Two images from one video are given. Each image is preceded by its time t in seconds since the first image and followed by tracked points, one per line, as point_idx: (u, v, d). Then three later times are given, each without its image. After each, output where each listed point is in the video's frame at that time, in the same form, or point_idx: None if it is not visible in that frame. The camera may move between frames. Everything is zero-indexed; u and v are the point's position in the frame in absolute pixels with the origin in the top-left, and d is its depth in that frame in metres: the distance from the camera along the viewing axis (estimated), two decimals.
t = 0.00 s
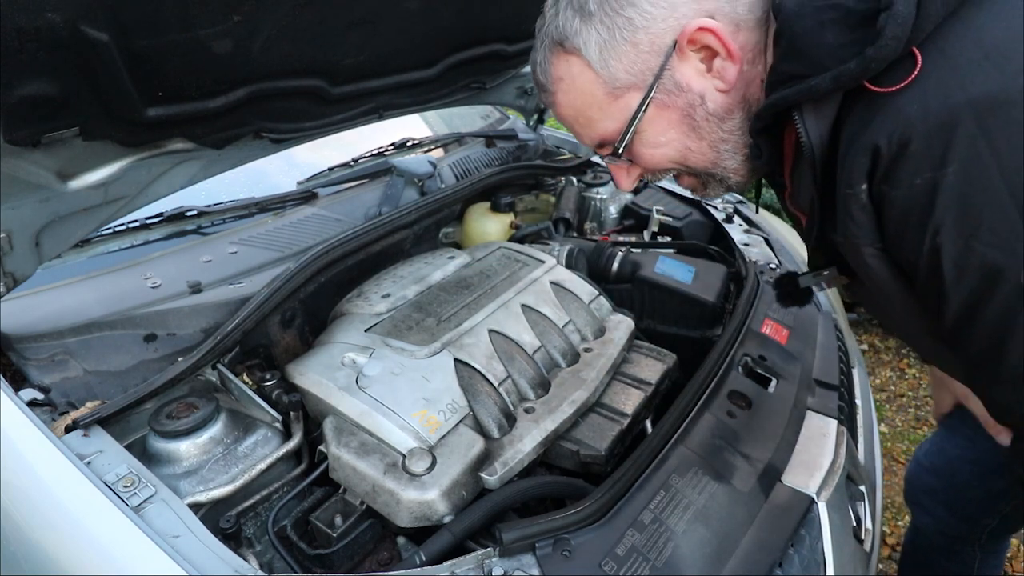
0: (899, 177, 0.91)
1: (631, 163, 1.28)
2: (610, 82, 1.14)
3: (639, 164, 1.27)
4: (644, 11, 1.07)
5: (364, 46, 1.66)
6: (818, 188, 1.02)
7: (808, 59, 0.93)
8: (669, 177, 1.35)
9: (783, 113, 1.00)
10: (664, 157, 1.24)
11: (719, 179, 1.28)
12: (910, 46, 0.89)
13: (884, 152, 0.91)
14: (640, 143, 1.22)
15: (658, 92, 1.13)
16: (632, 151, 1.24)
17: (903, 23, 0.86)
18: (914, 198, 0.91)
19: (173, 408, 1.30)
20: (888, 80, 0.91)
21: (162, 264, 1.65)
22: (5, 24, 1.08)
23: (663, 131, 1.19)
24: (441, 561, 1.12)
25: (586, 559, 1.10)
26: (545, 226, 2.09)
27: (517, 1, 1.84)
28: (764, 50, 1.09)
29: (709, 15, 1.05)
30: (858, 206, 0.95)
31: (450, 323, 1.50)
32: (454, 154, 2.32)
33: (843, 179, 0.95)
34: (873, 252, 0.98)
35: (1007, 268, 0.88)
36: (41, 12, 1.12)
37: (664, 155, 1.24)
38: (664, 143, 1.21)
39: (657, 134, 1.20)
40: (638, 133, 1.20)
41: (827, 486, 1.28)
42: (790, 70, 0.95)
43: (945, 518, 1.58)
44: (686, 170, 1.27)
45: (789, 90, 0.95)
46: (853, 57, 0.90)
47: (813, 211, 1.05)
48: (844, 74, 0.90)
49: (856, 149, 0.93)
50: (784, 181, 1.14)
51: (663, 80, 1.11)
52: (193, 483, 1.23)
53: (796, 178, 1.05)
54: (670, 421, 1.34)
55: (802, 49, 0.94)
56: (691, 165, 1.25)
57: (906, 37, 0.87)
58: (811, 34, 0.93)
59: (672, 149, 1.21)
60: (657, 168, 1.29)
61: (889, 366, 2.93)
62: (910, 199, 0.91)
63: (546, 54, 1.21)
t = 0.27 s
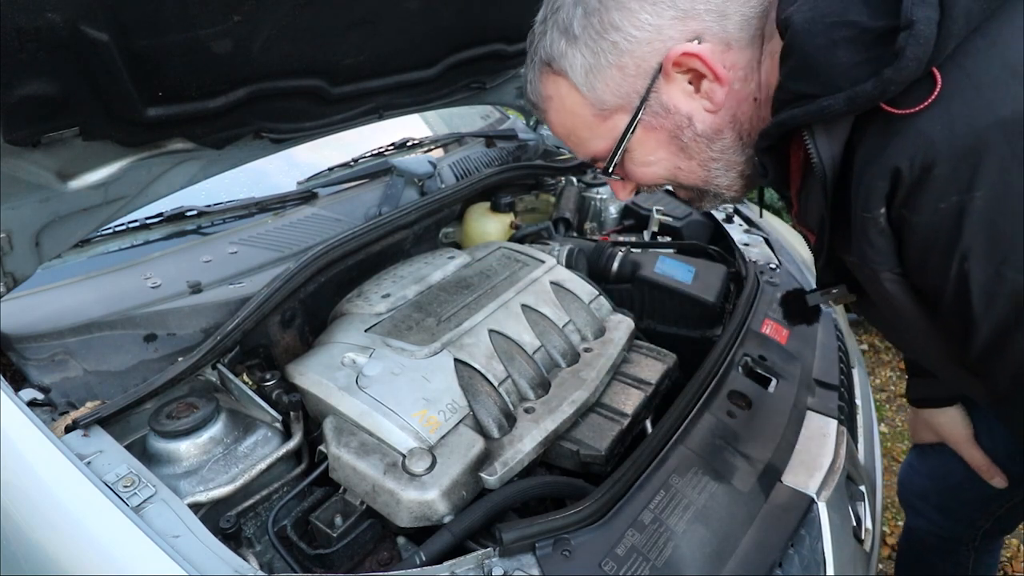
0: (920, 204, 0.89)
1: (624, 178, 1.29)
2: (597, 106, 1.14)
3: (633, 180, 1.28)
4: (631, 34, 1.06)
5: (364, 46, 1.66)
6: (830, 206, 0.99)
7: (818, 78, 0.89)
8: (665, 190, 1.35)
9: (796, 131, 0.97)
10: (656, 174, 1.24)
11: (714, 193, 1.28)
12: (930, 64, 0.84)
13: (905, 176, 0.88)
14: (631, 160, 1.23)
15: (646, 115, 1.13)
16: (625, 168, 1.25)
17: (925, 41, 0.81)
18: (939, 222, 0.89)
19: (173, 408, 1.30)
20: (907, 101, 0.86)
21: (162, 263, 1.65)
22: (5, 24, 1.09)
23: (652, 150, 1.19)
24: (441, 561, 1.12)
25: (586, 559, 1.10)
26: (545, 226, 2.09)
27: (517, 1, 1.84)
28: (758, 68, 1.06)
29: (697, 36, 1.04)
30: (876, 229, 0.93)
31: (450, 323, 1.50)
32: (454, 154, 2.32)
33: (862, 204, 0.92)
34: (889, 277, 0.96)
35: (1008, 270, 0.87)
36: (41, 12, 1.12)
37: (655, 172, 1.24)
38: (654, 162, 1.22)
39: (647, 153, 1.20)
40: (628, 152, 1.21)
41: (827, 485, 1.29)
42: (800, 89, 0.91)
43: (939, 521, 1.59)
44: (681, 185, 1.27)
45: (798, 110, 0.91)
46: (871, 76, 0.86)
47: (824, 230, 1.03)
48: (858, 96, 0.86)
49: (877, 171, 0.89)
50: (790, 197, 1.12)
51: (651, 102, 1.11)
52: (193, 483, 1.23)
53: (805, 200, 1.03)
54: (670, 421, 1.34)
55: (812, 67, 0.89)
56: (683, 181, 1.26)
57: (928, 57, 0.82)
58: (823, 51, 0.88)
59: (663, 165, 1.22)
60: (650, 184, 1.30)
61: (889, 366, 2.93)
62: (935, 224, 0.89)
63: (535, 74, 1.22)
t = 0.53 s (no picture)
0: (940, 203, 0.88)
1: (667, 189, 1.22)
2: (609, 127, 1.09)
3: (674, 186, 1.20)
4: (610, 57, 1.04)
5: (364, 46, 1.66)
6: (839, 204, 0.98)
7: (830, 68, 0.88)
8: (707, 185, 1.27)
9: (805, 122, 0.96)
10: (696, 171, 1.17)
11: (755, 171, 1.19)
12: (951, 57, 0.85)
13: (921, 174, 0.87)
14: (667, 168, 1.16)
15: (660, 116, 1.07)
16: (664, 178, 1.18)
17: (949, 33, 0.82)
18: (954, 225, 0.88)
19: (173, 407, 1.30)
20: (924, 95, 0.87)
21: (162, 264, 1.65)
22: (5, 24, 1.09)
23: (684, 149, 1.12)
24: (441, 561, 1.12)
25: (586, 558, 1.10)
26: (545, 226, 2.09)
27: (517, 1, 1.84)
28: (752, 35, 1.02)
29: (676, 23, 1.01)
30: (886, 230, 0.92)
31: (450, 323, 1.50)
32: (454, 154, 2.32)
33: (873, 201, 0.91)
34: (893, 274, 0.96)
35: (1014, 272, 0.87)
36: (41, 12, 1.12)
37: (696, 169, 1.16)
38: (690, 156, 1.13)
39: (679, 153, 1.13)
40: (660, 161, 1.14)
41: (827, 485, 1.29)
42: (809, 79, 0.90)
43: (936, 524, 1.59)
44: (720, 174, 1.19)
45: (816, 100, 0.89)
46: (887, 68, 0.85)
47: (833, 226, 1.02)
48: (876, 86, 0.85)
49: (891, 167, 0.88)
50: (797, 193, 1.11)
51: (658, 103, 1.05)
52: (193, 483, 1.23)
53: (815, 189, 1.02)
54: (670, 421, 1.34)
55: (824, 56, 0.89)
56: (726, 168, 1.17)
57: (950, 49, 0.82)
58: (838, 38, 0.88)
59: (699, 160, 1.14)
60: (695, 182, 1.22)
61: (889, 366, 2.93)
62: (947, 227, 0.89)
63: (540, 134, 1.19)
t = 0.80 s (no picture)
0: (930, 211, 0.89)
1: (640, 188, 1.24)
2: (593, 126, 1.10)
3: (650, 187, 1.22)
4: (603, 56, 1.04)
5: (364, 46, 1.66)
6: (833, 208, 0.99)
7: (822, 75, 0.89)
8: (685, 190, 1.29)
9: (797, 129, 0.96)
10: (670, 179, 1.19)
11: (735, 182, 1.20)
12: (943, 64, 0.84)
13: (914, 180, 0.87)
14: (643, 172, 1.18)
15: (643, 124, 1.08)
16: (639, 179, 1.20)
17: (938, 41, 0.81)
18: (948, 231, 0.89)
19: (173, 408, 1.30)
20: (917, 101, 0.86)
21: (162, 263, 1.65)
22: (5, 24, 1.09)
23: (662, 156, 1.13)
24: (441, 561, 1.12)
25: (586, 559, 1.10)
26: (545, 226, 2.09)
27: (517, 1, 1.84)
28: (746, 50, 1.02)
29: (672, 32, 1.00)
30: (879, 236, 0.93)
31: (450, 323, 1.49)
32: (454, 154, 2.32)
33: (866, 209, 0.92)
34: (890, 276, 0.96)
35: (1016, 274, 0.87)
36: (41, 12, 1.12)
37: (673, 177, 1.18)
38: (667, 164, 1.15)
39: (657, 160, 1.14)
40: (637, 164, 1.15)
41: (827, 485, 1.29)
42: (802, 86, 0.91)
43: (936, 525, 1.59)
44: (696, 186, 1.21)
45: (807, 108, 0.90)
46: (878, 75, 0.85)
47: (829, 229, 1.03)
48: (867, 94, 0.85)
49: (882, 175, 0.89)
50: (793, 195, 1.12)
51: (642, 111, 1.06)
52: (193, 483, 1.23)
53: (808, 195, 1.03)
54: (670, 421, 1.34)
55: (817, 61, 0.89)
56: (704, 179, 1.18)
57: (941, 56, 0.81)
58: (828, 45, 0.88)
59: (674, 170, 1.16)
60: (670, 188, 1.23)
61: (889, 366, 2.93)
62: (940, 232, 0.89)
63: (528, 118, 1.19)
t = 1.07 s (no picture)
0: (909, 213, 0.89)
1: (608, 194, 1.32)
2: (573, 131, 1.17)
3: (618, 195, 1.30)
4: (598, 68, 1.08)
5: (364, 46, 1.66)
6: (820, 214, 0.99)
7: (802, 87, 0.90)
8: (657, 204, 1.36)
9: (780, 139, 0.97)
10: (638, 192, 1.27)
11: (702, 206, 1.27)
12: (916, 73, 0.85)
13: (891, 185, 0.88)
14: (614, 182, 1.26)
15: (619, 140, 1.15)
16: (608, 187, 1.28)
17: (910, 51, 0.82)
18: (923, 234, 0.89)
19: (173, 408, 1.30)
20: (891, 110, 0.87)
21: (162, 264, 1.65)
22: (5, 24, 1.09)
23: (631, 173, 1.21)
24: (441, 561, 1.12)
25: (587, 559, 1.10)
26: (545, 226, 2.09)
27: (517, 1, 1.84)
28: (734, 86, 1.07)
29: (665, 64, 1.05)
30: (862, 241, 0.93)
31: (450, 323, 1.49)
32: (454, 154, 2.32)
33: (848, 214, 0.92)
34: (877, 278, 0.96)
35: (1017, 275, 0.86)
36: (41, 12, 1.12)
37: (640, 192, 1.26)
38: (636, 180, 1.23)
39: (627, 175, 1.22)
40: (608, 174, 1.23)
41: (827, 486, 1.29)
42: (784, 98, 0.92)
43: (936, 526, 1.59)
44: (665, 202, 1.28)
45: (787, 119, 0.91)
46: (854, 86, 0.86)
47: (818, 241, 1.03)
48: (843, 105, 0.86)
49: (862, 181, 0.89)
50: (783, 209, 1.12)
51: (620, 130, 1.13)
52: (193, 483, 1.22)
53: (796, 204, 1.04)
54: (670, 421, 1.34)
55: (797, 74, 0.90)
56: (669, 199, 1.26)
57: (912, 67, 0.82)
58: (806, 58, 0.90)
59: (642, 186, 1.24)
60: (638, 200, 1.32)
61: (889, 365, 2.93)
62: (918, 235, 0.89)
63: (521, 105, 1.24)
